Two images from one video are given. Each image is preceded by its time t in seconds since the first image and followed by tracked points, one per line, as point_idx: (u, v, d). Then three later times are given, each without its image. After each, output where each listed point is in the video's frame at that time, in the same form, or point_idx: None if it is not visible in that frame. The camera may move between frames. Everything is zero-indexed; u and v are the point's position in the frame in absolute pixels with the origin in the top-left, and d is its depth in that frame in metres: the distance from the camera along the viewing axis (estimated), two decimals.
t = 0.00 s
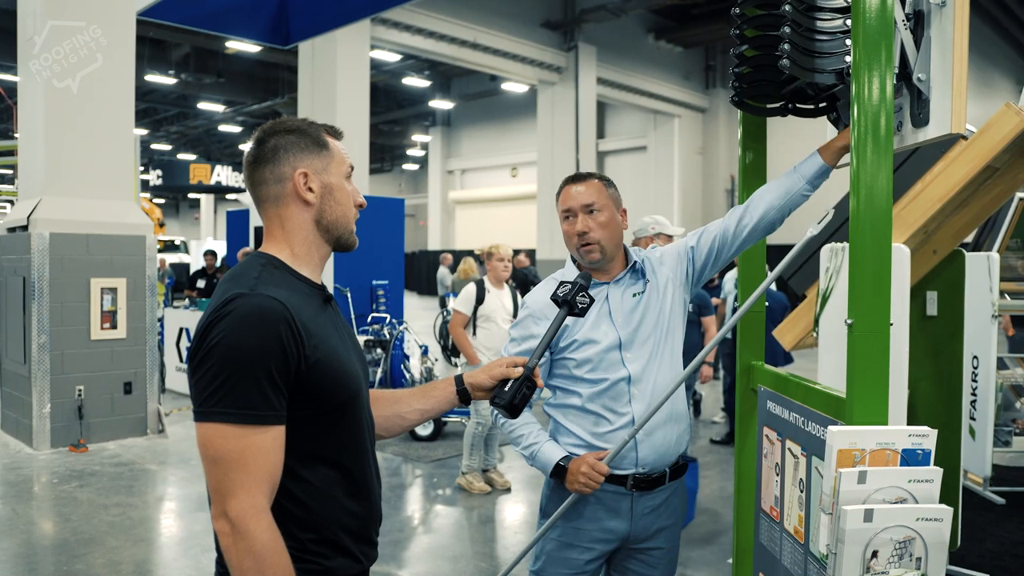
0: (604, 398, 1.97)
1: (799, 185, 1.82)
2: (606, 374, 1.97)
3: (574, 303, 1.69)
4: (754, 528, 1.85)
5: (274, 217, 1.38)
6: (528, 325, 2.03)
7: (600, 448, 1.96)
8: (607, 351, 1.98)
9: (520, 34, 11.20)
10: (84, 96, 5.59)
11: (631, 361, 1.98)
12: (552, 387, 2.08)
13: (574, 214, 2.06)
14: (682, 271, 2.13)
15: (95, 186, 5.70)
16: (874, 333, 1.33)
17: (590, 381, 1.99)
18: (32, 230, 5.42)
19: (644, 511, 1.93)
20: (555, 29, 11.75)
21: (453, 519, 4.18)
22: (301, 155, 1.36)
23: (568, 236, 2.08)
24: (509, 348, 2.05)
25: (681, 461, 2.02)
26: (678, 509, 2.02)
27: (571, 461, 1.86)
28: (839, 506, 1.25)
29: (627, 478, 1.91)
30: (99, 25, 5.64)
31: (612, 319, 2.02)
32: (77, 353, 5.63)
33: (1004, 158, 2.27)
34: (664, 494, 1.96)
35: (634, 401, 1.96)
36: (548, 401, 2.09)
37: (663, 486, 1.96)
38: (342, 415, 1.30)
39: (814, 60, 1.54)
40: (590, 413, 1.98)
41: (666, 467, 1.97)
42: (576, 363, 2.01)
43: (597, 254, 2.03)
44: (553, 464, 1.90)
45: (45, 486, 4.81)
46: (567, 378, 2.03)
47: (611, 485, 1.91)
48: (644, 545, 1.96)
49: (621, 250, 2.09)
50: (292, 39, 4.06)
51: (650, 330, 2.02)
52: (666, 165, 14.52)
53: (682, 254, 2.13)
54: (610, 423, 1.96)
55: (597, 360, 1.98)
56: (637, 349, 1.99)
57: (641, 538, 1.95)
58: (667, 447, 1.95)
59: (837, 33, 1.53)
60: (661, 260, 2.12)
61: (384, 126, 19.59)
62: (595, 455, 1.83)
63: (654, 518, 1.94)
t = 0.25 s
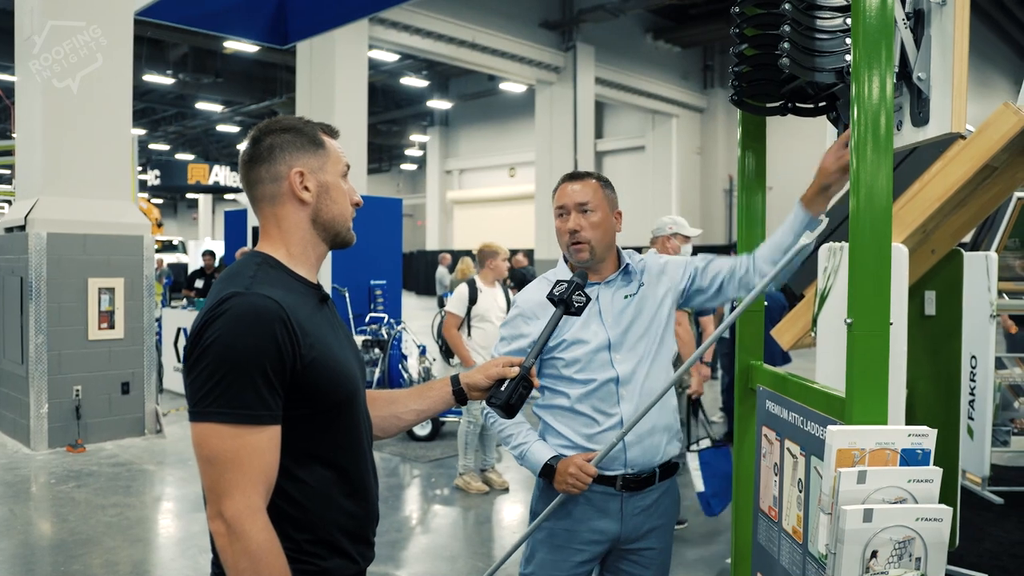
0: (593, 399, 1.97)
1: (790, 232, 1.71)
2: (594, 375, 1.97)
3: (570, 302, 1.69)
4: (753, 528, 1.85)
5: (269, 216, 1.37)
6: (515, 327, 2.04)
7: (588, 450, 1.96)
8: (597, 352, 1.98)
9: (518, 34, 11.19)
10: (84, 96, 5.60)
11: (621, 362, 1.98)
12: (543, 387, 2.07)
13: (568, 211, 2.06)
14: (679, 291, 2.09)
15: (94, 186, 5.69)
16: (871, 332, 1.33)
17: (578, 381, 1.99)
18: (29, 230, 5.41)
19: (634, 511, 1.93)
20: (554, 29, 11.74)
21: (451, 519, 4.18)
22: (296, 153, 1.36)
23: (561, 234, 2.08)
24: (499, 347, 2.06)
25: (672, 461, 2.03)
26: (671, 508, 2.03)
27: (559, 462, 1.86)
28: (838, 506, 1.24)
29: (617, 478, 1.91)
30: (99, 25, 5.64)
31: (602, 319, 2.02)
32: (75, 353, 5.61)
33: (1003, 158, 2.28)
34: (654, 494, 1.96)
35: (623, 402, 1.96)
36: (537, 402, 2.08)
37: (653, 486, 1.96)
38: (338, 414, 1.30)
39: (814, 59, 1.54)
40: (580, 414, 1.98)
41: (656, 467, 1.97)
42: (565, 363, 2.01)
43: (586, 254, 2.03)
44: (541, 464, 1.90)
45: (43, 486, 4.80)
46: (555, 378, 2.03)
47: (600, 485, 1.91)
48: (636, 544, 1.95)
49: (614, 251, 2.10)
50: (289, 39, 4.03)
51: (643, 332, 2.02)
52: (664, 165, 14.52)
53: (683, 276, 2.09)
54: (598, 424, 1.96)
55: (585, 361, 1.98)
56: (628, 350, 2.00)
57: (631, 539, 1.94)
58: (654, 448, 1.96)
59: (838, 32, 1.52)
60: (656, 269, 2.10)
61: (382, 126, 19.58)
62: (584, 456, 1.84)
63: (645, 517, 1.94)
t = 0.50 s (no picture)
0: (574, 399, 1.99)
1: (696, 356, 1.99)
2: (575, 375, 1.99)
3: (560, 305, 1.67)
4: (751, 527, 1.84)
5: (264, 216, 1.36)
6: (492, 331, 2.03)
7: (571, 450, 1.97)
8: (578, 352, 2.00)
9: (517, 34, 11.19)
10: (84, 96, 5.60)
11: (601, 362, 2.01)
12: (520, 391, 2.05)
13: (582, 202, 2.10)
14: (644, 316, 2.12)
15: (93, 186, 5.69)
16: (869, 331, 1.33)
17: (559, 383, 1.99)
18: (27, 230, 5.41)
19: (617, 510, 1.94)
20: (552, 29, 11.73)
21: (448, 519, 4.17)
22: (292, 153, 1.36)
23: (566, 227, 2.08)
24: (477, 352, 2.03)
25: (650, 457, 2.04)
26: (653, 508, 2.03)
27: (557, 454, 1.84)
28: (835, 507, 1.24)
29: (602, 478, 1.91)
30: (99, 25, 5.64)
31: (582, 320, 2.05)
32: (72, 353, 5.61)
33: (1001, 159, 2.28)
34: (635, 493, 1.98)
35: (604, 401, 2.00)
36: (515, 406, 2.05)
37: (634, 483, 1.98)
38: (335, 414, 1.29)
39: (811, 58, 1.54)
40: (561, 416, 1.98)
41: (637, 463, 1.98)
42: (545, 364, 2.01)
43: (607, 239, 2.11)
44: (538, 462, 1.89)
45: (41, 486, 4.79)
46: (535, 380, 2.02)
47: (584, 488, 1.92)
48: (622, 543, 1.95)
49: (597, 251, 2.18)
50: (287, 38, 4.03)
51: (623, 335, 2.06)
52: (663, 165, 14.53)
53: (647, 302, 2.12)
54: (580, 424, 1.98)
55: (567, 361, 2.00)
56: (607, 351, 2.03)
57: (615, 539, 1.95)
58: (636, 442, 1.98)
59: (835, 31, 1.52)
60: (630, 285, 2.12)
61: (381, 125, 19.57)
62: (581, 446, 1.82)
63: (628, 514, 1.96)
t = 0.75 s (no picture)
0: (544, 402, 2.01)
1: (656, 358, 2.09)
2: (545, 378, 2.01)
3: (550, 305, 1.70)
4: (751, 528, 1.84)
5: (265, 216, 1.36)
6: (465, 330, 2.00)
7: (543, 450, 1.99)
8: (548, 355, 2.03)
9: (516, 34, 11.19)
10: (84, 96, 5.60)
11: (570, 365, 2.05)
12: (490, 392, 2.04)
13: (554, 203, 2.12)
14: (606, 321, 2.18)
15: (94, 186, 5.69)
16: (870, 332, 1.33)
17: (530, 386, 2.01)
18: (26, 230, 5.40)
19: (587, 508, 1.97)
20: (551, 29, 11.72)
21: (447, 519, 4.18)
22: (294, 154, 1.36)
23: (536, 227, 2.10)
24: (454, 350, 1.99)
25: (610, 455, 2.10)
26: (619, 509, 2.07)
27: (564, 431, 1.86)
28: (837, 507, 1.24)
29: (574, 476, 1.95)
30: (99, 25, 5.64)
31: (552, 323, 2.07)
32: (71, 354, 5.60)
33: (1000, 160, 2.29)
34: (601, 490, 2.02)
35: (571, 402, 2.04)
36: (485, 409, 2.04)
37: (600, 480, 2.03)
38: (337, 415, 1.29)
39: (811, 58, 1.54)
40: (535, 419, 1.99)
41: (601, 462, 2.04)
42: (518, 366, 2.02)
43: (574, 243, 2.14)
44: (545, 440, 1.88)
45: (40, 487, 4.79)
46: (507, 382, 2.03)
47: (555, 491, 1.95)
48: (592, 540, 1.98)
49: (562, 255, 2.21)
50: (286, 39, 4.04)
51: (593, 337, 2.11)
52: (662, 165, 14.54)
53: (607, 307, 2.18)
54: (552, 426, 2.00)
55: (538, 363, 2.02)
56: (575, 354, 2.07)
57: (585, 537, 1.98)
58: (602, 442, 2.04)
59: (835, 32, 1.52)
60: (593, 287, 2.17)
61: (380, 125, 19.57)
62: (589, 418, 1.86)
63: (595, 513, 1.99)
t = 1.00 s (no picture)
0: (516, 404, 2.01)
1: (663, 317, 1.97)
2: (518, 379, 2.02)
3: (535, 305, 1.72)
4: (751, 528, 1.84)
5: (266, 216, 1.36)
6: (441, 330, 2.00)
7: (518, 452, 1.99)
8: (521, 355, 2.03)
9: (516, 34, 11.19)
10: (84, 97, 5.60)
11: (543, 366, 2.04)
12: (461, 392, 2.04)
13: (526, 205, 2.13)
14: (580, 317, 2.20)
15: (94, 186, 5.69)
16: (870, 333, 1.33)
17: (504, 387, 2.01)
18: (26, 230, 5.40)
19: (563, 506, 1.97)
20: (551, 29, 11.72)
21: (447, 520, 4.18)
22: (296, 155, 1.36)
23: (508, 228, 2.10)
24: (434, 351, 1.98)
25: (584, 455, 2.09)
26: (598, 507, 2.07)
27: (563, 413, 1.85)
28: (836, 507, 1.25)
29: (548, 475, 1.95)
30: (99, 25, 5.64)
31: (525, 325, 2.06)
32: (71, 354, 5.60)
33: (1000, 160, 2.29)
34: (574, 488, 2.01)
35: (545, 403, 2.04)
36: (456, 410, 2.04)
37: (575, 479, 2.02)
38: (341, 415, 1.30)
39: (813, 59, 1.54)
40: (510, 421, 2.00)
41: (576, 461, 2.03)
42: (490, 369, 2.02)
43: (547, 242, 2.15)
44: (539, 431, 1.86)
45: (41, 487, 4.79)
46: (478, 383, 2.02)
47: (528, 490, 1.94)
48: (569, 537, 1.99)
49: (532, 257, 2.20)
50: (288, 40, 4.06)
51: (565, 337, 2.09)
52: (661, 165, 14.56)
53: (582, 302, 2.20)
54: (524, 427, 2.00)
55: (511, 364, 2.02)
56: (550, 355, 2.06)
57: (563, 534, 1.98)
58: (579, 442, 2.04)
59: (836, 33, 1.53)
60: (566, 287, 2.17)
61: (380, 125, 19.57)
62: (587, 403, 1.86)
63: (571, 512, 1.99)
